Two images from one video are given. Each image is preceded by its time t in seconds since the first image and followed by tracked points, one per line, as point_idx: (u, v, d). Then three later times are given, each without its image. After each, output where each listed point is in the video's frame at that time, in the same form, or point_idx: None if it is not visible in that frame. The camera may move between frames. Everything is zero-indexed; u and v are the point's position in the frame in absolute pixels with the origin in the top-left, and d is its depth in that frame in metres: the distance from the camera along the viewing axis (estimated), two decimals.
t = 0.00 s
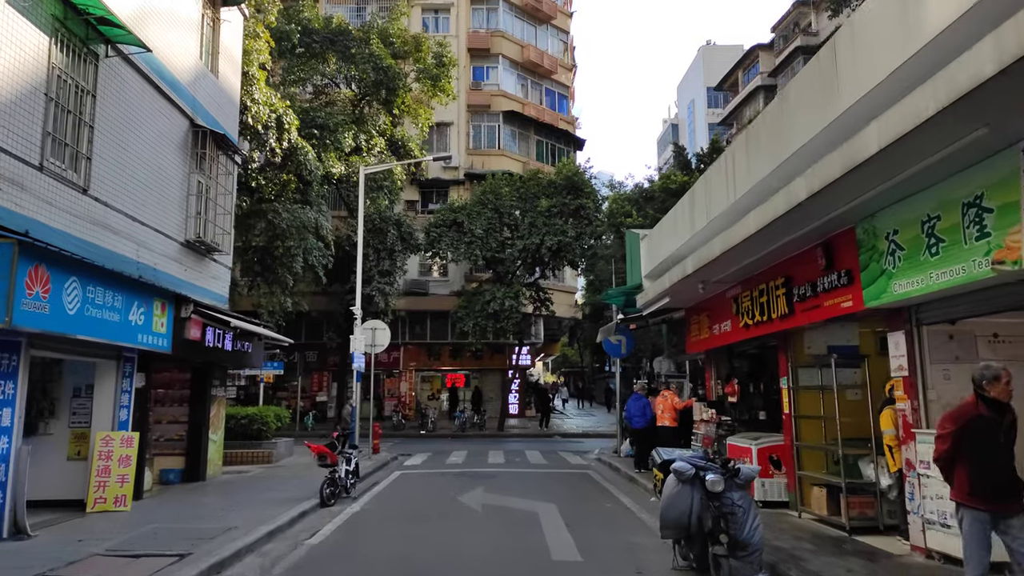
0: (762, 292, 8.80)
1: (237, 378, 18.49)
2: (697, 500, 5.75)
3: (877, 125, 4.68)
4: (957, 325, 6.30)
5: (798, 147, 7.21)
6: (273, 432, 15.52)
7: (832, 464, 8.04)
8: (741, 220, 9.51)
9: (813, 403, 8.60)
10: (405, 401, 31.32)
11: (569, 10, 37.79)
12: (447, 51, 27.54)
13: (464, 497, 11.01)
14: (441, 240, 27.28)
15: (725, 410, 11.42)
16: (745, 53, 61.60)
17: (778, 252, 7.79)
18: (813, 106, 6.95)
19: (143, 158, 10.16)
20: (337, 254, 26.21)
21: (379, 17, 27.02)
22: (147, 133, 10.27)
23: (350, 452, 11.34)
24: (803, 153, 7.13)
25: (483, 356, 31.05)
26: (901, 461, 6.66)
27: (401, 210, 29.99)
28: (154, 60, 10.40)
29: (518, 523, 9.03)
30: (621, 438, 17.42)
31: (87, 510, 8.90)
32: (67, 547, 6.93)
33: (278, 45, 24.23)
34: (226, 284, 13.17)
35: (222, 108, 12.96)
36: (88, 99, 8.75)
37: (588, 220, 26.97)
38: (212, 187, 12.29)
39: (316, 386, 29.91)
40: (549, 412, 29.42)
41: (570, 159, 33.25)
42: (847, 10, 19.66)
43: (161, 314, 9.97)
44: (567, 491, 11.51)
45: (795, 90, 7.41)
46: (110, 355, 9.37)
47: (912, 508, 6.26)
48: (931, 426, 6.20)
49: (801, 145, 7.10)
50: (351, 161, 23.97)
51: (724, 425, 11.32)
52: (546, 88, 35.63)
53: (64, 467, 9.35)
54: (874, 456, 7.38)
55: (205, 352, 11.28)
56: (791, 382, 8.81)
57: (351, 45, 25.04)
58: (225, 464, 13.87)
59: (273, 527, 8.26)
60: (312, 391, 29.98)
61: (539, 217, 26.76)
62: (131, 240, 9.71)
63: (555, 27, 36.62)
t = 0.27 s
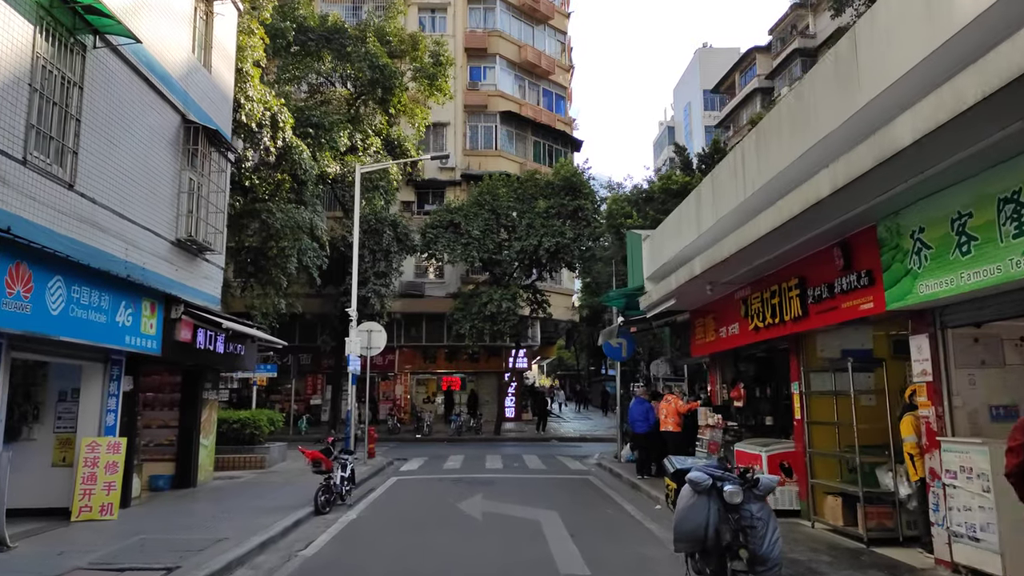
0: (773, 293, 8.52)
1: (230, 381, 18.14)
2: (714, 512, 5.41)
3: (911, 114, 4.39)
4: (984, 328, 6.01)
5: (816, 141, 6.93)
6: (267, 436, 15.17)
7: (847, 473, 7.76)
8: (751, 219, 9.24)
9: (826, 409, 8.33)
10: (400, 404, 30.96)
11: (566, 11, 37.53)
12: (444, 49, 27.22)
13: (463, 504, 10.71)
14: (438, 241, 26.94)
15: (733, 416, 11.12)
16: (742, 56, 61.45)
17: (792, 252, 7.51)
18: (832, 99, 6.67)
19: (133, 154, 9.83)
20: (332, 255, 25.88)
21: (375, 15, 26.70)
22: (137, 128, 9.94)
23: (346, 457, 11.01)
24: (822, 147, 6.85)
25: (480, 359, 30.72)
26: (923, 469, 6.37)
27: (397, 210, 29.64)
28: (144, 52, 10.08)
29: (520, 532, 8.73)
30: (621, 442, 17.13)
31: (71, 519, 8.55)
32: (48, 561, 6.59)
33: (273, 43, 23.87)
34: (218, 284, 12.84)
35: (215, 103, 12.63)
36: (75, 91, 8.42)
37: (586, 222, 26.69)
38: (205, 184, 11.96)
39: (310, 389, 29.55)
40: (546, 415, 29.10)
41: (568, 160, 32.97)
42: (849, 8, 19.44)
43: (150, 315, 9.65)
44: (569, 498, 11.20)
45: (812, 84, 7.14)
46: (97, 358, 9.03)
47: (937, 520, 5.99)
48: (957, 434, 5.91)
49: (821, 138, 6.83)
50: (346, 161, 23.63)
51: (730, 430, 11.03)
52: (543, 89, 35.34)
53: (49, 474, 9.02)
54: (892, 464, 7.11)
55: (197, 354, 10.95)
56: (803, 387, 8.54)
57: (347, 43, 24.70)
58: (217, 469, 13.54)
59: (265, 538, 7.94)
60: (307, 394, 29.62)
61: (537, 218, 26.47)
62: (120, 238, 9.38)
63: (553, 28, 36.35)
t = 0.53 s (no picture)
0: (784, 289, 8.25)
1: (224, 382, 17.81)
2: (733, 517, 5.13)
3: (946, 91, 4.11)
4: (1011, 322, 5.75)
5: (823, 134, 6.64)
6: (261, 439, 14.85)
7: (862, 474, 7.48)
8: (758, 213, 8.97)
9: (839, 408, 8.06)
10: (397, 406, 30.65)
11: (563, 10, 37.31)
12: (441, 48, 26.94)
13: (462, 508, 10.43)
14: (435, 242, 26.65)
15: (739, 416, 10.86)
16: (739, 56, 61.31)
17: (806, 245, 7.23)
18: (840, 88, 6.39)
19: (121, 147, 9.52)
20: (327, 256, 25.58)
21: (370, 14, 26.42)
22: (125, 121, 9.62)
23: (343, 460, 10.71)
24: (829, 140, 6.56)
25: (477, 361, 30.44)
26: (946, 470, 6.08)
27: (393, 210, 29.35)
28: (134, 42, 9.78)
29: (524, 536, 8.42)
30: (622, 444, 16.84)
31: (57, 525, 8.23)
32: (31, 569, 6.28)
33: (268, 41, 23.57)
34: (210, 282, 12.53)
35: (207, 97, 12.32)
36: (60, 80, 8.10)
37: (584, 221, 26.44)
38: (196, 180, 11.65)
39: (305, 392, 29.23)
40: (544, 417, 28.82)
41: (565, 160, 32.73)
42: (851, 5, 19.25)
43: (139, 313, 9.33)
44: (571, 501, 10.92)
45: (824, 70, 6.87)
46: (84, 359, 8.71)
47: (963, 523, 5.72)
48: (983, 433, 5.65)
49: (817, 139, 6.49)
50: (342, 160, 23.33)
51: (737, 431, 10.76)
52: (540, 88, 35.10)
53: (34, 479, 8.71)
54: (911, 465, 6.84)
55: (188, 354, 10.65)
56: (815, 385, 8.27)
57: (342, 41, 24.40)
58: (210, 473, 13.23)
59: (259, 543, 7.64)
60: (302, 397, 29.29)
61: (536, 218, 26.21)
62: (107, 234, 9.06)
63: (549, 27, 36.12)
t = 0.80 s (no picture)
0: (797, 289, 7.95)
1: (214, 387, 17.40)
2: (753, 532, 4.80)
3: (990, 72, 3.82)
4: None
5: (842, 126, 6.33)
6: (252, 446, 14.46)
7: (879, 482, 7.17)
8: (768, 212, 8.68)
9: (853, 414, 7.75)
10: (391, 411, 30.24)
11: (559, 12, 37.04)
12: (437, 48, 26.61)
13: (460, 517, 10.08)
14: (430, 244, 26.29)
15: (746, 422, 10.53)
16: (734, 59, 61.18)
17: (822, 243, 6.93)
18: (861, 77, 6.09)
19: (106, 143, 9.16)
20: (321, 259, 25.21)
21: (365, 13, 26.08)
22: (111, 116, 9.27)
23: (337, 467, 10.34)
24: (850, 132, 6.26)
25: (472, 365, 30.07)
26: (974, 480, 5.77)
27: (387, 213, 28.98)
28: (119, 35, 9.46)
29: (526, 548, 8.07)
30: (622, 449, 16.51)
31: (36, 539, 7.81)
32: None
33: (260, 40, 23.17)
34: (200, 285, 12.16)
35: (196, 94, 11.97)
36: (40, 71, 7.74)
37: (581, 223, 26.14)
38: (186, 179, 11.29)
39: (298, 396, 28.80)
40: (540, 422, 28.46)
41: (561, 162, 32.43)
42: (852, 4, 19.01)
43: (124, 316, 8.96)
44: (573, 510, 10.57)
45: (842, 60, 6.58)
46: (65, 363, 8.34)
47: (995, 536, 5.41)
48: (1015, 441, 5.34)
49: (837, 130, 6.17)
50: (336, 161, 22.97)
51: (743, 437, 10.43)
52: (536, 90, 34.80)
53: (13, 489, 8.30)
54: (933, 474, 6.54)
55: (176, 358, 10.28)
56: (828, 390, 7.95)
57: (336, 40, 24.01)
58: (199, 481, 12.84)
59: (249, 557, 7.28)
60: (295, 402, 28.86)
61: (532, 220, 25.89)
62: (91, 233, 8.69)
63: (545, 28, 35.85)
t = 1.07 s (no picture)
0: (803, 282, 7.70)
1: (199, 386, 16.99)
2: (770, 534, 4.51)
3: None
4: None
5: (855, 109, 6.06)
6: (238, 446, 14.08)
7: (891, 481, 6.92)
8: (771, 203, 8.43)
9: (863, 411, 7.49)
10: (380, 410, 29.86)
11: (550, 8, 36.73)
12: (427, 42, 26.23)
13: (453, 518, 9.77)
14: (420, 240, 25.92)
15: (747, 419, 10.28)
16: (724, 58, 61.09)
17: (833, 233, 6.67)
18: (876, 57, 5.82)
19: (84, 129, 8.77)
20: (309, 255, 24.81)
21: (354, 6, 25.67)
22: (89, 101, 8.89)
23: (326, 467, 9.99)
24: (863, 115, 5.99)
25: (463, 363, 29.74)
26: (995, 479, 5.52)
27: (376, 209, 28.59)
28: (97, 17, 9.09)
29: (523, 550, 7.76)
30: (616, 448, 16.23)
31: (7, 544, 7.41)
32: None
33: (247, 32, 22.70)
34: (183, 279, 11.79)
35: (180, 82, 11.58)
36: (13, 51, 7.36)
37: (573, 220, 25.86)
38: (169, 169, 10.92)
39: (286, 395, 28.38)
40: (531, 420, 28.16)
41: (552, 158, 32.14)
42: None
43: (102, 310, 8.58)
44: (570, 510, 10.28)
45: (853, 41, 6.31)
46: (39, 360, 7.96)
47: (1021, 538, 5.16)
48: None
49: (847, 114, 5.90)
50: (324, 156, 22.56)
51: (744, 435, 10.17)
52: (527, 86, 34.49)
53: None
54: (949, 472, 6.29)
55: (158, 354, 9.91)
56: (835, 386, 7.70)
57: (325, 33, 23.57)
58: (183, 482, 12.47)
59: (235, 562, 6.94)
60: (283, 401, 28.44)
61: (524, 216, 25.57)
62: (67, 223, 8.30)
63: (536, 24, 35.54)
